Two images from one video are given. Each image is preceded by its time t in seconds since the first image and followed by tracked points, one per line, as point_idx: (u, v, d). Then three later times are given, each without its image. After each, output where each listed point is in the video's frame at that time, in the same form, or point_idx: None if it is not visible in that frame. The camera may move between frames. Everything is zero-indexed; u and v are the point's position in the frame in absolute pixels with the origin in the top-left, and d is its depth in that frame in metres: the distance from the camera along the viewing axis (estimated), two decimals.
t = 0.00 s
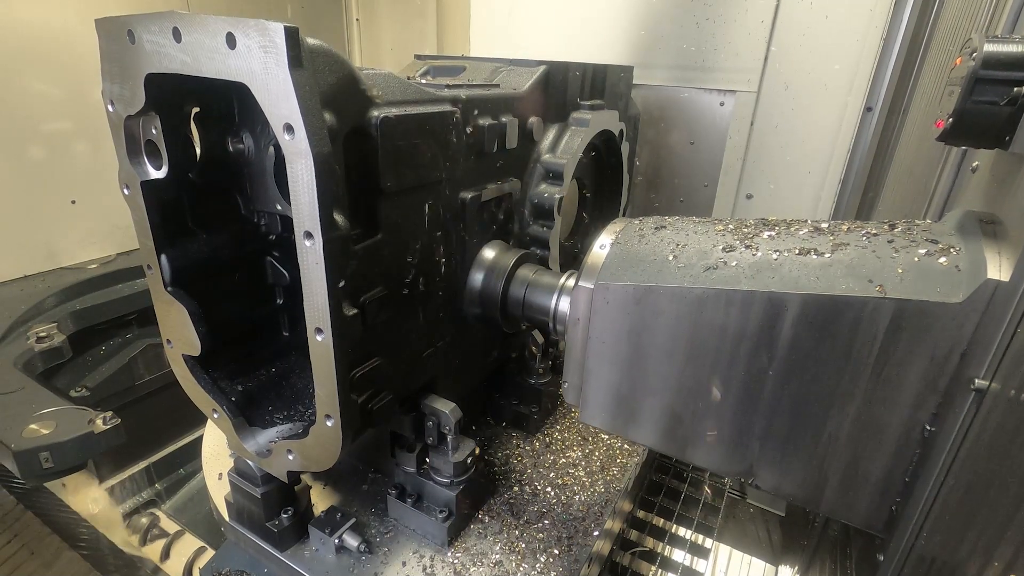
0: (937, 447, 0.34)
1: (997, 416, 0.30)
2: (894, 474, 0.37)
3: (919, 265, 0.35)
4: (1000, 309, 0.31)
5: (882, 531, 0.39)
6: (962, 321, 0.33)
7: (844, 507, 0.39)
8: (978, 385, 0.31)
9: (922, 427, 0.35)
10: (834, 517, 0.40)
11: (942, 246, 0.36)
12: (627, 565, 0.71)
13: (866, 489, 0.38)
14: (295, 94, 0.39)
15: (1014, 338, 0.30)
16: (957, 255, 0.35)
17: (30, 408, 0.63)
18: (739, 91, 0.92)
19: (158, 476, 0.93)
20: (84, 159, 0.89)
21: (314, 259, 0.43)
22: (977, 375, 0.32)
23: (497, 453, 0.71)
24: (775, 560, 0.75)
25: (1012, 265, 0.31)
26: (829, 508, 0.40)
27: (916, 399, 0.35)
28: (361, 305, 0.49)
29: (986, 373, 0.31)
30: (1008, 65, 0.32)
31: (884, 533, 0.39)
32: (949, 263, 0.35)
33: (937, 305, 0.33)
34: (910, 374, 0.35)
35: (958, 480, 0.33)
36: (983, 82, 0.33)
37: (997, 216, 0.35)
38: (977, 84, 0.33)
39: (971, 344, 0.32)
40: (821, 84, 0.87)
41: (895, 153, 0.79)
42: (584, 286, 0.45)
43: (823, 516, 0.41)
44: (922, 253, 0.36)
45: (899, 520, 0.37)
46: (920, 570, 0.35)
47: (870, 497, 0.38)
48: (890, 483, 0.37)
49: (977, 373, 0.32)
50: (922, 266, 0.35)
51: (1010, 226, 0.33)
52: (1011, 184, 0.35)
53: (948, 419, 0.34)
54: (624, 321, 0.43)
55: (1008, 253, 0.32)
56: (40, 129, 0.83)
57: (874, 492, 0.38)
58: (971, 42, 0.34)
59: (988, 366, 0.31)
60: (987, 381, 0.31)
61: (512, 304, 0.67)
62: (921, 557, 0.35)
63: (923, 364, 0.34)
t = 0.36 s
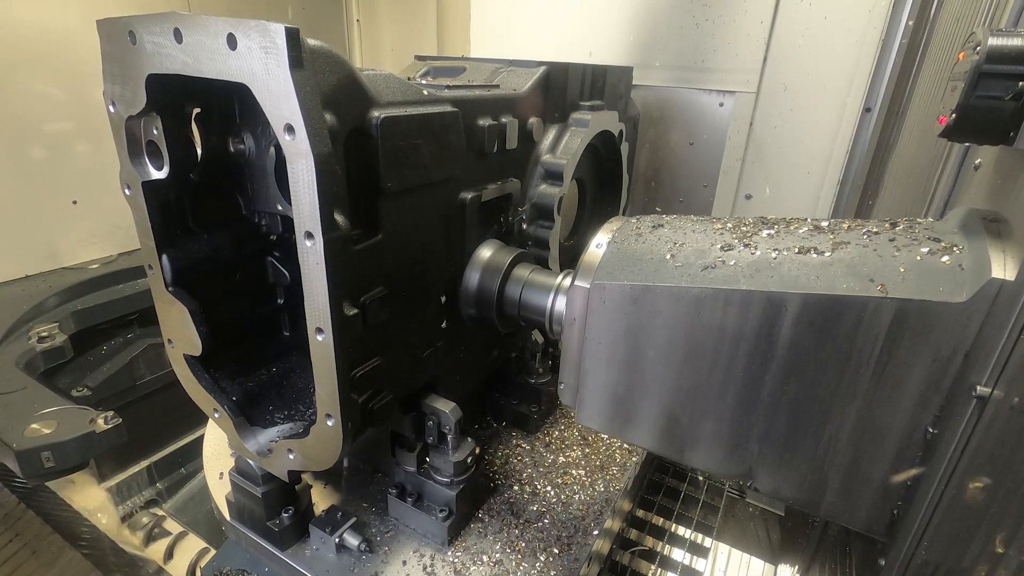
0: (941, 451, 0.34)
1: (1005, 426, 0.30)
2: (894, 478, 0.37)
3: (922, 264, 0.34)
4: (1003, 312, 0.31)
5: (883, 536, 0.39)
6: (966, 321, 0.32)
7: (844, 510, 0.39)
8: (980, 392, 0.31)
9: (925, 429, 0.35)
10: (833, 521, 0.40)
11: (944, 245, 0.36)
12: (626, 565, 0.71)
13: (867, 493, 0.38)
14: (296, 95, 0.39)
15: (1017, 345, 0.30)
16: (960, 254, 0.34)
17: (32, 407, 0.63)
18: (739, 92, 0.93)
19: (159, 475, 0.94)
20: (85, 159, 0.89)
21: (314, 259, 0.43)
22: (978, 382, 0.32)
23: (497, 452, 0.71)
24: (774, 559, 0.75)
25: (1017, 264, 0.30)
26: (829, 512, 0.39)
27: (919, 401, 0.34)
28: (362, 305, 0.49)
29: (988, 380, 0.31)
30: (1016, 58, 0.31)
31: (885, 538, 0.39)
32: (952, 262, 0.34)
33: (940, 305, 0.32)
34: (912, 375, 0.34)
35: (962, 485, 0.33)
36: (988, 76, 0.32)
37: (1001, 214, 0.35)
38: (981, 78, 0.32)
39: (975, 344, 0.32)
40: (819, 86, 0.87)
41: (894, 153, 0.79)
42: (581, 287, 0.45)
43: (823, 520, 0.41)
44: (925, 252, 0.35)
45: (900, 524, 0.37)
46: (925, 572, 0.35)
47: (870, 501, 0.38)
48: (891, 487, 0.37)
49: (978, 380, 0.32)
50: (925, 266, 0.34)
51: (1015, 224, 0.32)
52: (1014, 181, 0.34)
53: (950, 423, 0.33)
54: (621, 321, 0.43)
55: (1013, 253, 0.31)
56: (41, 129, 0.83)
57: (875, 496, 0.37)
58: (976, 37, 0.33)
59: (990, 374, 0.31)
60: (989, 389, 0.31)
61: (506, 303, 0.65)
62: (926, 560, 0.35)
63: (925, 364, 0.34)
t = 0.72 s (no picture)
0: (945, 440, 0.34)
1: (1002, 427, 0.30)
2: (899, 465, 0.37)
3: (926, 248, 0.34)
4: (1001, 313, 0.31)
5: (888, 523, 0.39)
6: (971, 304, 0.32)
7: (848, 499, 0.39)
8: (979, 392, 0.32)
9: (930, 413, 0.35)
10: (836, 510, 0.40)
11: (949, 229, 0.35)
12: (626, 564, 0.71)
13: (871, 481, 0.38)
14: (297, 96, 0.39)
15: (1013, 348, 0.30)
16: (967, 238, 0.34)
17: (34, 407, 0.63)
18: (738, 93, 0.93)
19: (161, 475, 0.94)
20: (87, 159, 0.89)
21: (315, 260, 0.44)
22: (978, 382, 0.32)
23: (497, 451, 0.71)
24: (773, 558, 0.75)
25: None
26: (832, 501, 0.40)
27: (923, 386, 0.34)
28: (362, 305, 0.49)
29: (986, 380, 0.31)
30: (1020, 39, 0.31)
31: (890, 527, 0.39)
32: (958, 245, 0.34)
33: (945, 288, 0.32)
34: (915, 364, 0.34)
35: (962, 484, 0.33)
36: (993, 57, 0.31)
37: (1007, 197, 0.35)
38: (987, 59, 0.31)
39: (982, 326, 0.32)
40: (818, 87, 0.87)
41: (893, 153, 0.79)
42: (582, 273, 0.45)
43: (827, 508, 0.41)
44: (929, 236, 0.35)
45: (904, 511, 0.37)
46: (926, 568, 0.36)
47: (875, 489, 0.38)
48: (895, 474, 0.37)
49: (977, 379, 0.32)
50: (929, 249, 0.34)
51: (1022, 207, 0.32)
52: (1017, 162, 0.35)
53: (952, 418, 0.33)
54: (622, 309, 0.43)
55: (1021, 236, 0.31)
56: (43, 130, 0.83)
57: (879, 484, 0.38)
58: (982, 17, 0.32)
59: (989, 373, 0.31)
60: (988, 389, 0.31)
61: (507, 295, 0.64)
62: (927, 555, 0.35)
63: (930, 351, 0.34)
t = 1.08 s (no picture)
0: (947, 429, 0.33)
1: (1001, 425, 0.31)
2: (902, 453, 0.37)
3: (933, 230, 0.34)
4: (1000, 314, 0.31)
5: (892, 511, 0.38)
6: (977, 286, 0.31)
7: (851, 487, 0.39)
8: (978, 392, 0.32)
9: (935, 399, 0.34)
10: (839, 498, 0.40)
11: (955, 211, 0.34)
12: (626, 563, 0.71)
13: (875, 468, 0.38)
14: (298, 97, 0.39)
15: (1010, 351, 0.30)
16: (973, 219, 0.33)
17: (36, 406, 0.64)
18: (737, 94, 0.93)
19: (162, 474, 0.94)
20: (88, 160, 0.90)
21: (315, 260, 0.44)
22: (976, 382, 0.32)
23: (496, 451, 0.71)
24: (773, 558, 0.76)
25: None
26: (835, 489, 0.40)
27: (927, 370, 0.34)
28: (363, 305, 0.50)
29: (985, 379, 0.32)
30: None
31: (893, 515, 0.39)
32: (964, 227, 0.33)
33: (950, 270, 0.32)
34: (922, 345, 0.34)
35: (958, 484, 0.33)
36: (1000, 38, 0.30)
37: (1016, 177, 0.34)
38: (992, 40, 0.30)
39: (989, 309, 0.31)
40: (817, 87, 0.88)
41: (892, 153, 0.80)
42: (583, 261, 0.45)
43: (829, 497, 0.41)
44: (935, 219, 0.34)
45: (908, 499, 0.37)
46: (925, 568, 0.35)
47: (878, 476, 0.38)
48: (899, 461, 0.37)
49: (975, 379, 0.32)
50: (935, 232, 0.33)
51: None
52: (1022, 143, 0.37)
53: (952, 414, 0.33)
54: (624, 296, 0.44)
55: None
56: (45, 130, 0.84)
57: (883, 471, 0.38)
58: None
59: (988, 372, 0.31)
60: (986, 388, 0.31)
61: (507, 283, 0.65)
62: (925, 554, 0.35)
63: (933, 339, 0.33)
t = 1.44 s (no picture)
0: (950, 416, 0.34)
1: (1000, 425, 0.31)
2: (908, 437, 0.37)
3: (937, 215, 0.34)
4: (997, 318, 0.31)
5: (896, 499, 0.39)
6: (984, 268, 0.31)
7: (855, 473, 0.39)
8: (976, 391, 0.32)
9: (940, 382, 0.35)
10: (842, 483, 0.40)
11: (960, 194, 0.34)
12: (626, 562, 0.72)
13: (880, 452, 0.38)
14: (299, 97, 0.40)
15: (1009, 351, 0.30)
16: (978, 202, 0.33)
17: (37, 406, 0.64)
18: (736, 94, 0.93)
19: (163, 474, 0.95)
20: (90, 160, 0.90)
21: (316, 260, 0.44)
22: (974, 382, 0.32)
23: (497, 450, 0.72)
24: (772, 557, 0.76)
25: None
26: (839, 475, 0.40)
27: (932, 352, 0.34)
28: (364, 305, 0.50)
29: (982, 379, 0.32)
30: None
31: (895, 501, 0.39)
32: (969, 210, 0.33)
33: (957, 252, 0.32)
34: (927, 327, 0.34)
35: (957, 485, 0.34)
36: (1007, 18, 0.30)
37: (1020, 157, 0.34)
38: (1001, 18, 0.30)
39: (994, 293, 0.31)
40: (816, 88, 0.88)
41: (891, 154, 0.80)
42: (584, 249, 0.45)
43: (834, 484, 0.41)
44: (940, 202, 0.34)
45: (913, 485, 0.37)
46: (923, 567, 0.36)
47: (882, 462, 0.38)
48: (905, 445, 0.37)
49: (973, 379, 0.32)
50: (939, 215, 0.33)
51: None
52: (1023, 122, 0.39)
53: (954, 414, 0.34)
54: (625, 284, 0.44)
55: None
56: (46, 131, 0.84)
57: (888, 457, 0.38)
58: None
59: (985, 373, 0.32)
60: (985, 388, 0.31)
61: (507, 274, 0.65)
62: (924, 553, 0.36)
63: (936, 328, 0.34)
